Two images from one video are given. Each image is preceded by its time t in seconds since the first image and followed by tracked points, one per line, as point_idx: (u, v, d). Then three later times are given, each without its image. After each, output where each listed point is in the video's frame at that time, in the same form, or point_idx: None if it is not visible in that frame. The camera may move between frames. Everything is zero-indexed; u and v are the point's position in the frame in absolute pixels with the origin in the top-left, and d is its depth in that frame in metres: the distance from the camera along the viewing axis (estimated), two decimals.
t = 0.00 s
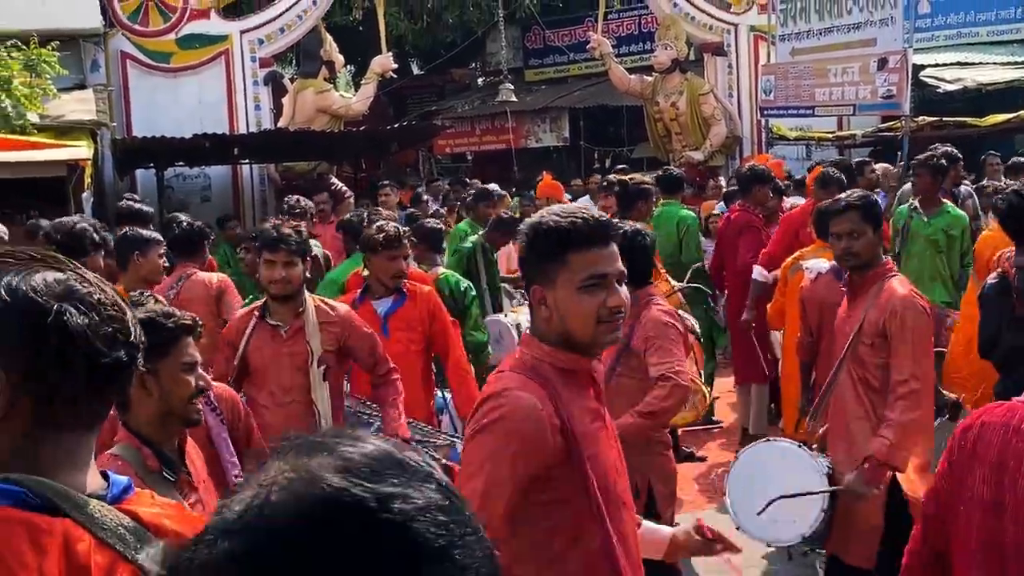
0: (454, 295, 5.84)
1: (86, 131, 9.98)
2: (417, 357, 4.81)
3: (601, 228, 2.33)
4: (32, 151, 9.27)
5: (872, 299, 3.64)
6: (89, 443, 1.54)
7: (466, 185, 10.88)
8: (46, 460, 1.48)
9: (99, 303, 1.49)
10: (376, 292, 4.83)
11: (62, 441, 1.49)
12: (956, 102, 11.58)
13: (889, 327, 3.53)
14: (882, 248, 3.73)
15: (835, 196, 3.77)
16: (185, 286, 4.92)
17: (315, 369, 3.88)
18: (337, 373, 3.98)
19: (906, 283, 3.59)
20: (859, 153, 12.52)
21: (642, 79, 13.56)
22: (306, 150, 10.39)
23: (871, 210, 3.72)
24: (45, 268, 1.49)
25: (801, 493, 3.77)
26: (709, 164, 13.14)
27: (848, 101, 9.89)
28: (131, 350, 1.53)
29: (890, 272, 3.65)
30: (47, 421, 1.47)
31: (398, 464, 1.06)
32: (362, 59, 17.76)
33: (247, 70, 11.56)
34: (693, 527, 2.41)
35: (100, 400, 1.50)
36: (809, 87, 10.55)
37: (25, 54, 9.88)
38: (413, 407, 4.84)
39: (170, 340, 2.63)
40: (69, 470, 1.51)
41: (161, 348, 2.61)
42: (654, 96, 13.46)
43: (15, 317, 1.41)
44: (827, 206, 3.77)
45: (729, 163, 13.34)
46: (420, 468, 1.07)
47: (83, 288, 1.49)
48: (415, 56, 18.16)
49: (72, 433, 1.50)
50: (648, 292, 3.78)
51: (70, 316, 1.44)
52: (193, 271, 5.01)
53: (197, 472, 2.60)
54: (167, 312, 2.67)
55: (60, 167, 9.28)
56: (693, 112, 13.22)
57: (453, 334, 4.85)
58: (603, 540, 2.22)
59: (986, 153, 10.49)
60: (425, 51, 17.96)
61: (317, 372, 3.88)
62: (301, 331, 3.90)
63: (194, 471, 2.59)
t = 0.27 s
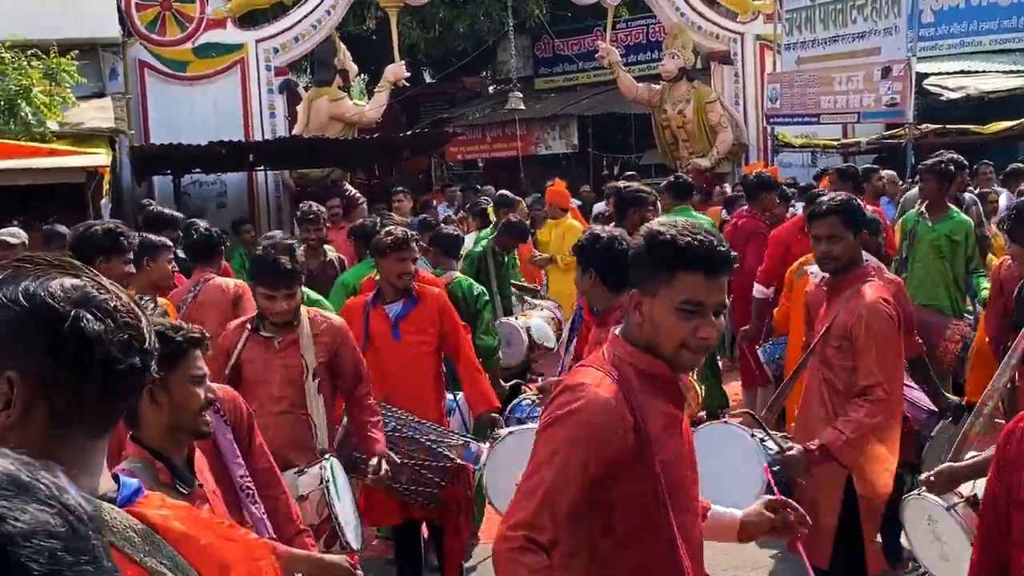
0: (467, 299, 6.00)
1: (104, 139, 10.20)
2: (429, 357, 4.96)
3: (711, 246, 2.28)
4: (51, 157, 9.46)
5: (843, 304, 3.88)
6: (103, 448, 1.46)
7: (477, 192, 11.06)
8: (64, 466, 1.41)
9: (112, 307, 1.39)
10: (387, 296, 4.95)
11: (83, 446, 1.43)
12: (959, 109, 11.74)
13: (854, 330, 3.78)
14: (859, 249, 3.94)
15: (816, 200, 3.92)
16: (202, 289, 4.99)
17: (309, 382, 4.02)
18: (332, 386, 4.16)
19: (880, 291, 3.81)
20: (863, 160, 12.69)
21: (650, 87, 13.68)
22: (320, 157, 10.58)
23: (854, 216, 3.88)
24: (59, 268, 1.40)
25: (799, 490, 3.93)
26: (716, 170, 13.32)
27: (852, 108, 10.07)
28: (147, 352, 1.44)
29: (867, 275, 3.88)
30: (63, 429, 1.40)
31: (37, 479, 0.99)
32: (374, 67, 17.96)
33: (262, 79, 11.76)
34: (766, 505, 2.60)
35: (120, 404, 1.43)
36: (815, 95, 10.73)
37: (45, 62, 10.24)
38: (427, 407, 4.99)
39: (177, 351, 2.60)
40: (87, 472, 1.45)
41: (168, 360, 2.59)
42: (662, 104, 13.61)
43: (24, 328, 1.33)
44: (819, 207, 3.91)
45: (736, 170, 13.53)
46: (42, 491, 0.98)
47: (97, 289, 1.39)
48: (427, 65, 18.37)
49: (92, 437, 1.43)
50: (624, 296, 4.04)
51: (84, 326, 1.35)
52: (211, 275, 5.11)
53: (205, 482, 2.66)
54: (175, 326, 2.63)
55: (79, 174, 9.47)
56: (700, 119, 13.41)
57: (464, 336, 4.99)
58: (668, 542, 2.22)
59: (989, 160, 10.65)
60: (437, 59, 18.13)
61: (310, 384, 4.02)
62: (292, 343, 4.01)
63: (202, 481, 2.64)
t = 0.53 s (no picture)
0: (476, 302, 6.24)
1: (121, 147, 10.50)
2: (435, 357, 5.13)
3: (814, 333, 2.27)
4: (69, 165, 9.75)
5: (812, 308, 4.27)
6: (114, 447, 1.55)
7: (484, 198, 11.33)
8: (74, 468, 1.51)
9: (123, 317, 1.49)
10: (393, 300, 5.12)
11: (95, 448, 1.52)
12: (955, 119, 11.99)
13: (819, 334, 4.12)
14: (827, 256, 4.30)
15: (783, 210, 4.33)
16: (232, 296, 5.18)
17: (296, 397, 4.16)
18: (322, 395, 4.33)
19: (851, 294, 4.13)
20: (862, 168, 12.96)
21: (652, 97, 13.92)
22: (331, 165, 10.85)
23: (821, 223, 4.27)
24: (75, 283, 1.51)
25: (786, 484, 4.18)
26: (718, 178, 13.58)
27: (850, 118, 10.33)
28: (156, 359, 1.52)
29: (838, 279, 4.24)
30: (76, 430, 1.50)
31: None
32: (384, 77, 18.25)
33: (276, 89, 12.01)
34: (786, 507, 2.74)
35: (130, 409, 1.53)
36: (813, 104, 11.00)
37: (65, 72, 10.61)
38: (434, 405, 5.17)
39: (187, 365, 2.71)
40: (97, 476, 1.53)
41: (180, 373, 2.70)
42: (665, 113, 13.85)
43: (39, 335, 1.44)
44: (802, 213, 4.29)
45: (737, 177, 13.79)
46: None
47: (108, 301, 1.49)
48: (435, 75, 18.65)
49: (103, 441, 1.53)
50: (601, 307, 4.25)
51: (92, 333, 1.45)
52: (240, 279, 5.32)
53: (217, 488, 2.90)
54: (185, 335, 2.76)
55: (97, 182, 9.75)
56: (702, 128, 13.68)
57: (469, 338, 5.16)
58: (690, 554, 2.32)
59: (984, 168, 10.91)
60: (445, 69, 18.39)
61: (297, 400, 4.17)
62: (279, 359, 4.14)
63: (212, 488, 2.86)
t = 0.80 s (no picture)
0: (482, 305, 6.51)
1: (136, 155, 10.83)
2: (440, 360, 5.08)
3: (872, 383, 2.26)
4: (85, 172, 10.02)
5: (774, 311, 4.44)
6: (121, 448, 1.55)
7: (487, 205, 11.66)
8: (85, 468, 1.50)
9: (130, 318, 1.49)
10: (396, 304, 5.07)
11: (104, 447, 1.52)
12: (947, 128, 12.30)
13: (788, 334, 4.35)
14: (778, 262, 4.42)
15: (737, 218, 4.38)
16: (268, 300, 5.39)
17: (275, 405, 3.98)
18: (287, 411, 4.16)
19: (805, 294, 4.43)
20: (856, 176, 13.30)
21: (652, 106, 14.23)
22: (341, 171, 11.17)
23: (773, 232, 4.34)
24: (80, 283, 1.51)
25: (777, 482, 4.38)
26: (715, 185, 13.89)
27: (844, 126, 10.62)
28: (164, 358, 1.53)
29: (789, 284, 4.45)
30: (85, 430, 1.49)
31: None
32: (392, 87, 18.60)
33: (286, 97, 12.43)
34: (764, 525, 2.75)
35: (138, 408, 1.52)
36: (808, 113, 11.32)
37: (82, 83, 10.93)
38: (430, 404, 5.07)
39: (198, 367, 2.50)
40: (105, 476, 1.53)
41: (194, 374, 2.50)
42: (664, 122, 14.17)
43: (48, 334, 1.43)
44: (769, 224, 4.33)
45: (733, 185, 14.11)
46: None
47: (115, 301, 1.50)
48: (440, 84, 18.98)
49: (111, 442, 1.52)
50: (592, 308, 4.16)
51: (100, 332, 1.45)
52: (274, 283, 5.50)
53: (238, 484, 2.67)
54: (206, 336, 2.56)
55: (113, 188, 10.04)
56: (700, 136, 14.00)
57: (472, 340, 5.12)
58: None
59: (975, 175, 11.21)
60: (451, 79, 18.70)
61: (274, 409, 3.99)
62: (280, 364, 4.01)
63: (236, 485, 2.65)
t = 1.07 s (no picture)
0: (487, 307, 6.81)
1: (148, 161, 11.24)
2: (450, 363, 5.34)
3: (858, 376, 2.42)
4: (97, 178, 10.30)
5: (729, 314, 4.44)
6: (138, 447, 1.55)
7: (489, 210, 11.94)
8: (99, 467, 1.51)
9: (144, 322, 1.52)
10: (411, 305, 5.34)
11: (119, 448, 1.52)
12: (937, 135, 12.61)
13: (753, 328, 4.35)
14: (731, 263, 4.42)
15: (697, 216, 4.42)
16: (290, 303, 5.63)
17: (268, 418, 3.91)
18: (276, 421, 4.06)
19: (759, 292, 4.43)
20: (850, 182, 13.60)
21: (650, 114, 14.50)
22: (347, 178, 11.44)
23: (731, 236, 4.39)
24: (98, 289, 1.54)
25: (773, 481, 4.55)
26: (713, 191, 14.17)
27: (837, 133, 10.90)
28: (178, 361, 1.56)
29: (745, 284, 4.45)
30: (101, 431, 1.50)
31: None
32: (397, 95, 18.92)
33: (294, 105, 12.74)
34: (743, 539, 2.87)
35: (153, 410, 1.54)
36: (802, 121, 11.62)
37: (96, 92, 11.35)
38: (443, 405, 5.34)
39: (256, 360, 2.59)
40: (118, 477, 1.52)
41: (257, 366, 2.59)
42: (662, 129, 14.46)
43: (65, 336, 1.46)
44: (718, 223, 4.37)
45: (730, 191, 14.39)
46: None
47: (130, 306, 1.52)
48: (443, 92, 19.26)
49: (126, 444, 1.53)
50: (583, 317, 4.04)
51: (115, 335, 1.48)
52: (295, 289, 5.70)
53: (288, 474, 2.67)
54: (265, 330, 2.65)
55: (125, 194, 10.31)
56: (697, 143, 14.29)
57: (481, 345, 5.37)
58: None
59: (966, 181, 11.50)
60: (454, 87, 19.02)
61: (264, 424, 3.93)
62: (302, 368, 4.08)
63: (285, 476, 2.64)
